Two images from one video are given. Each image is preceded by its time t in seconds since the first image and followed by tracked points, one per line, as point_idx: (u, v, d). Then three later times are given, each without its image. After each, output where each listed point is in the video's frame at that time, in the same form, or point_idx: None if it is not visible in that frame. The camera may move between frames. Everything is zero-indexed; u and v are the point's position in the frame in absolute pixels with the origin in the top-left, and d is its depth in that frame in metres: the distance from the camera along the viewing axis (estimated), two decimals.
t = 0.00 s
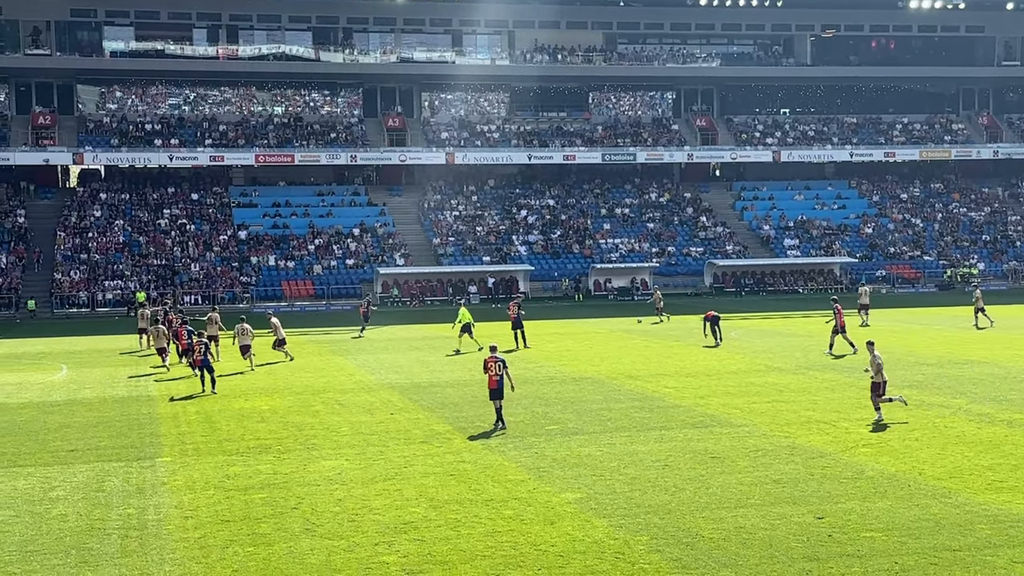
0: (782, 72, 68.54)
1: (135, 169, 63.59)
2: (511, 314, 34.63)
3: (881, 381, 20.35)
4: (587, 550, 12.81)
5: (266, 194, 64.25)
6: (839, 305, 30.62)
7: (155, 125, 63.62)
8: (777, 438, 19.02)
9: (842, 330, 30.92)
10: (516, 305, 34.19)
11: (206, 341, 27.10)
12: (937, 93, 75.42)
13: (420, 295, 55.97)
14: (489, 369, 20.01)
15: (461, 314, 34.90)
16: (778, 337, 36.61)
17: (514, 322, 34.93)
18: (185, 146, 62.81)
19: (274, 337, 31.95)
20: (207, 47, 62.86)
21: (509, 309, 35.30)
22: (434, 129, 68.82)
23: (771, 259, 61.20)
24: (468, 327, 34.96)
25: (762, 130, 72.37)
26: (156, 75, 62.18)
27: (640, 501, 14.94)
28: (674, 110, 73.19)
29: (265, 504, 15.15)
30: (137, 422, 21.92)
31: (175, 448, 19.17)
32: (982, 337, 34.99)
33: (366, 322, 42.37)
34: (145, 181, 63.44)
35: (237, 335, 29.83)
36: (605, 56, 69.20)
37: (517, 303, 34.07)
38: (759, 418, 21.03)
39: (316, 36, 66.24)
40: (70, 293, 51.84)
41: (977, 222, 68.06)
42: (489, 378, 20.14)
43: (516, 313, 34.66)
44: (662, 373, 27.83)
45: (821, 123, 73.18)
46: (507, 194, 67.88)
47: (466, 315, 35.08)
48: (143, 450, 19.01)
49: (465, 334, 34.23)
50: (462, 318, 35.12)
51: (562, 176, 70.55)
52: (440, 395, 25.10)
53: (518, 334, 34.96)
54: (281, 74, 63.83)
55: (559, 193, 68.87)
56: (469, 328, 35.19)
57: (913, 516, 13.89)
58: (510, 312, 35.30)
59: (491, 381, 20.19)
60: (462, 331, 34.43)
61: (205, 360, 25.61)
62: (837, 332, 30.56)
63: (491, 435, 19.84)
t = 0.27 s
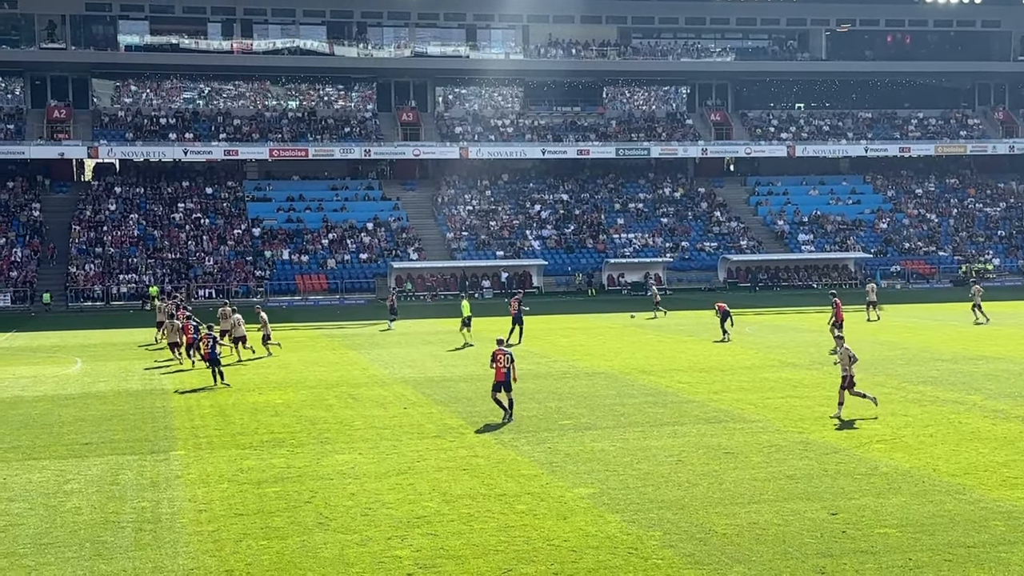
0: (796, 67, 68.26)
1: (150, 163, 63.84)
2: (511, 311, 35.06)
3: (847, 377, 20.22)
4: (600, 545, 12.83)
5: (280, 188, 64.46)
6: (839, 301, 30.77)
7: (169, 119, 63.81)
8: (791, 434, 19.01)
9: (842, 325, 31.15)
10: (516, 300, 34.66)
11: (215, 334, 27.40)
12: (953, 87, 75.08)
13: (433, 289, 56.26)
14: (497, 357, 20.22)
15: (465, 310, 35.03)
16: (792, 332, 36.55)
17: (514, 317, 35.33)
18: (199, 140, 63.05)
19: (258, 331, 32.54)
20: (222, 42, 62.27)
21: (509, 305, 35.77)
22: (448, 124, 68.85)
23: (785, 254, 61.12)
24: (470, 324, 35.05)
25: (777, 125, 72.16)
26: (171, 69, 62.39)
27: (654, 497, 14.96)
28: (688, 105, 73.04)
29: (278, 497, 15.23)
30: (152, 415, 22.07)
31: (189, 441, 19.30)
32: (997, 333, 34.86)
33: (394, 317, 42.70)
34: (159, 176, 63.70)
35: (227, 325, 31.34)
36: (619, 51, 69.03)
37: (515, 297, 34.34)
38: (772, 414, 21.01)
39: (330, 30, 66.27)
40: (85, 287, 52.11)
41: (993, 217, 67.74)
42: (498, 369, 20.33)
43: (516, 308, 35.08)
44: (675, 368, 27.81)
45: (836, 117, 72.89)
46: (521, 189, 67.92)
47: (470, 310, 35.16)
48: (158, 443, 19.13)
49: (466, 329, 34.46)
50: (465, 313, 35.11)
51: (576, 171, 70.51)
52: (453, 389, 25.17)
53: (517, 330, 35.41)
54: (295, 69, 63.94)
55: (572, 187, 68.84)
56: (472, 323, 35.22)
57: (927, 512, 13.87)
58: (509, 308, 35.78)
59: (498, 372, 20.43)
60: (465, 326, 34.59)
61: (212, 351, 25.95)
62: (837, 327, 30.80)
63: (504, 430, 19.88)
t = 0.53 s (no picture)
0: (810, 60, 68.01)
1: (163, 157, 64.01)
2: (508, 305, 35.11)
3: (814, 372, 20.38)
4: (613, 539, 12.84)
5: (292, 182, 64.60)
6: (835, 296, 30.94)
7: (183, 113, 64.10)
8: (804, 429, 18.96)
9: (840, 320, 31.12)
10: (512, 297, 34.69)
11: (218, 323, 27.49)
12: (968, 81, 74.75)
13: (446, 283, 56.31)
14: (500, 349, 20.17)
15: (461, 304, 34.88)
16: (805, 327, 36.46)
17: (512, 312, 35.38)
18: (212, 134, 63.23)
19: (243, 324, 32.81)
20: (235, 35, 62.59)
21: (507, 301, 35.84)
22: (460, 118, 68.86)
23: (798, 249, 60.95)
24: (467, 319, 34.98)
25: (790, 119, 71.92)
26: (185, 63, 62.54)
27: (666, 492, 14.94)
28: (700, 99, 72.88)
29: (291, 491, 15.28)
30: (165, 409, 22.16)
31: (201, 435, 19.38)
32: (1012, 328, 34.69)
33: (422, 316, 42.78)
34: (172, 169, 63.88)
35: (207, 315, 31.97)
36: (632, 45, 68.84)
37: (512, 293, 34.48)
38: (785, 409, 20.96)
39: (343, 24, 65.93)
40: (98, 280, 52.35)
41: (1008, 212, 67.40)
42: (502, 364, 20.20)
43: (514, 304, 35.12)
44: (688, 364, 27.76)
45: (851, 112, 72.49)
46: (533, 183, 67.90)
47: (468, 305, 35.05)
48: (171, 436, 19.22)
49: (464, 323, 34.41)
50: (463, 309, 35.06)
51: (588, 165, 70.41)
52: (466, 383, 25.19)
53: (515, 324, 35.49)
54: (308, 63, 64.00)
55: (584, 181, 68.77)
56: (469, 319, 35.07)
57: (940, 508, 13.82)
58: (507, 303, 35.87)
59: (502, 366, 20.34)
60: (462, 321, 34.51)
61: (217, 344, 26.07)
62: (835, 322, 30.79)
63: (516, 424, 19.89)
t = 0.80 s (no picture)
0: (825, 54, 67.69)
1: (178, 151, 64.18)
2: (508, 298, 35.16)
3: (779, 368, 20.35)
4: (626, 534, 12.87)
5: (306, 176, 64.74)
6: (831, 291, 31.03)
7: (197, 107, 64.28)
8: (818, 424, 18.94)
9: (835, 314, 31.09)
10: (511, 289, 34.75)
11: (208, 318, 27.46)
12: (984, 76, 74.34)
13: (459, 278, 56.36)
14: (499, 340, 20.64)
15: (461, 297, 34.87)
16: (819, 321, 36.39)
17: (511, 305, 35.42)
18: (227, 128, 63.44)
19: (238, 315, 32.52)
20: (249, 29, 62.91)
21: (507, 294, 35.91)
22: (474, 112, 68.86)
23: (812, 244, 60.76)
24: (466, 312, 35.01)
25: (805, 113, 71.65)
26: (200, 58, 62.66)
27: (680, 487, 14.96)
28: (715, 93, 72.63)
29: (305, 484, 15.37)
30: (181, 402, 22.31)
31: (216, 428, 19.49)
32: None
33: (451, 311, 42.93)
34: (187, 164, 64.09)
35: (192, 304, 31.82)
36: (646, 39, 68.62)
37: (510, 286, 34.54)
38: (799, 404, 20.94)
39: (357, 19, 65.25)
40: (114, 274, 52.61)
41: None
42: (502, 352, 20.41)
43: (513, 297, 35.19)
44: (702, 358, 27.74)
45: (865, 106, 72.37)
46: (547, 177, 67.88)
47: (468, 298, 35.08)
48: (186, 430, 19.33)
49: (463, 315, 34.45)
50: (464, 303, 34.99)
51: (602, 160, 70.29)
52: (479, 377, 25.25)
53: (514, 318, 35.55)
54: (322, 57, 64.02)
55: (598, 176, 68.68)
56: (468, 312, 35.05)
57: (956, 504, 13.79)
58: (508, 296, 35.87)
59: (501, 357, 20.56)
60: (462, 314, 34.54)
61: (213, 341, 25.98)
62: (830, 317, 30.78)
63: (530, 419, 19.93)
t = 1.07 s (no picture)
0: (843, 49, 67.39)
1: (196, 147, 64.50)
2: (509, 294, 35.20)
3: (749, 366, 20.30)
4: (643, 529, 12.90)
5: (324, 171, 64.94)
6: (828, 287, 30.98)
7: (215, 103, 64.48)
8: (836, 420, 18.91)
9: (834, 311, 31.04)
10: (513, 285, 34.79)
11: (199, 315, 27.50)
12: (1003, 70, 73.90)
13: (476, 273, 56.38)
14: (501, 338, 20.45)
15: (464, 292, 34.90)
16: (837, 317, 36.28)
17: (513, 303, 35.39)
18: (244, 124, 63.73)
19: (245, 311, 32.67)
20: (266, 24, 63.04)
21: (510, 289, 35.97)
22: (491, 108, 68.92)
23: (830, 239, 60.52)
24: (468, 307, 35.05)
25: (823, 108, 71.38)
26: (218, 53, 62.91)
27: (697, 482, 14.97)
28: (732, 88, 72.44)
29: (322, 479, 15.48)
30: (198, 397, 22.49)
31: (233, 423, 19.62)
32: None
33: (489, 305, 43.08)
34: (205, 159, 64.41)
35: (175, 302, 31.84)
36: (663, 34, 68.50)
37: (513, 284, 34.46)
38: (817, 400, 20.90)
39: (374, 14, 65.67)
40: (132, 269, 52.96)
41: None
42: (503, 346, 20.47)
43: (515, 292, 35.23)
44: (719, 354, 27.71)
45: (884, 101, 71.97)
46: (564, 172, 67.87)
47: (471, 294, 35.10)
48: (203, 424, 19.48)
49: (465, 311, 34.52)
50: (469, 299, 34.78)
51: (619, 155, 70.19)
52: (496, 373, 25.32)
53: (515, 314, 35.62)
54: (339, 52, 64.13)
55: (615, 171, 68.58)
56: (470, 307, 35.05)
57: (974, 500, 13.75)
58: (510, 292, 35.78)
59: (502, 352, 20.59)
60: (464, 310, 34.58)
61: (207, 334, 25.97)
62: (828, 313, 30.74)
63: (547, 414, 19.97)
